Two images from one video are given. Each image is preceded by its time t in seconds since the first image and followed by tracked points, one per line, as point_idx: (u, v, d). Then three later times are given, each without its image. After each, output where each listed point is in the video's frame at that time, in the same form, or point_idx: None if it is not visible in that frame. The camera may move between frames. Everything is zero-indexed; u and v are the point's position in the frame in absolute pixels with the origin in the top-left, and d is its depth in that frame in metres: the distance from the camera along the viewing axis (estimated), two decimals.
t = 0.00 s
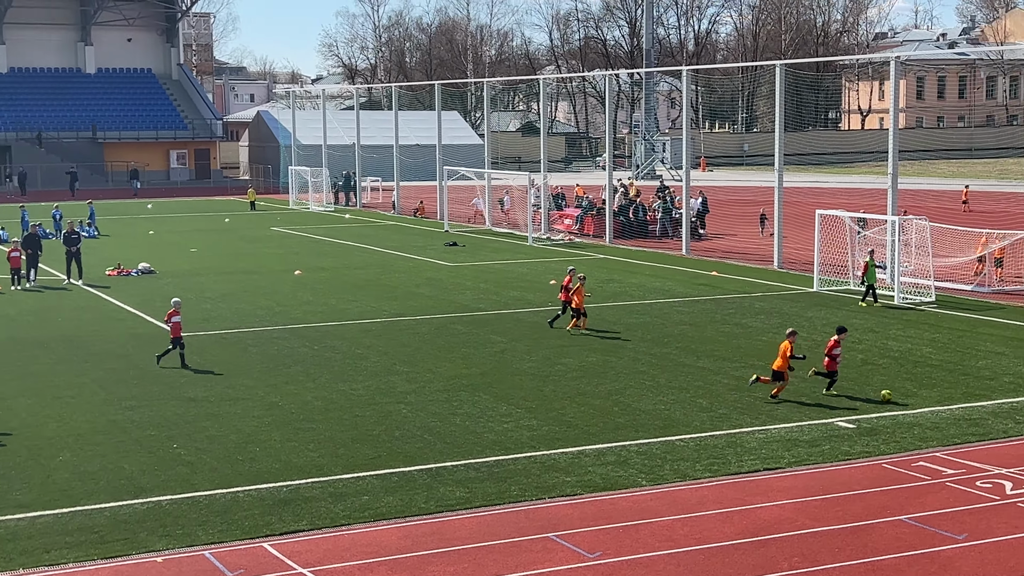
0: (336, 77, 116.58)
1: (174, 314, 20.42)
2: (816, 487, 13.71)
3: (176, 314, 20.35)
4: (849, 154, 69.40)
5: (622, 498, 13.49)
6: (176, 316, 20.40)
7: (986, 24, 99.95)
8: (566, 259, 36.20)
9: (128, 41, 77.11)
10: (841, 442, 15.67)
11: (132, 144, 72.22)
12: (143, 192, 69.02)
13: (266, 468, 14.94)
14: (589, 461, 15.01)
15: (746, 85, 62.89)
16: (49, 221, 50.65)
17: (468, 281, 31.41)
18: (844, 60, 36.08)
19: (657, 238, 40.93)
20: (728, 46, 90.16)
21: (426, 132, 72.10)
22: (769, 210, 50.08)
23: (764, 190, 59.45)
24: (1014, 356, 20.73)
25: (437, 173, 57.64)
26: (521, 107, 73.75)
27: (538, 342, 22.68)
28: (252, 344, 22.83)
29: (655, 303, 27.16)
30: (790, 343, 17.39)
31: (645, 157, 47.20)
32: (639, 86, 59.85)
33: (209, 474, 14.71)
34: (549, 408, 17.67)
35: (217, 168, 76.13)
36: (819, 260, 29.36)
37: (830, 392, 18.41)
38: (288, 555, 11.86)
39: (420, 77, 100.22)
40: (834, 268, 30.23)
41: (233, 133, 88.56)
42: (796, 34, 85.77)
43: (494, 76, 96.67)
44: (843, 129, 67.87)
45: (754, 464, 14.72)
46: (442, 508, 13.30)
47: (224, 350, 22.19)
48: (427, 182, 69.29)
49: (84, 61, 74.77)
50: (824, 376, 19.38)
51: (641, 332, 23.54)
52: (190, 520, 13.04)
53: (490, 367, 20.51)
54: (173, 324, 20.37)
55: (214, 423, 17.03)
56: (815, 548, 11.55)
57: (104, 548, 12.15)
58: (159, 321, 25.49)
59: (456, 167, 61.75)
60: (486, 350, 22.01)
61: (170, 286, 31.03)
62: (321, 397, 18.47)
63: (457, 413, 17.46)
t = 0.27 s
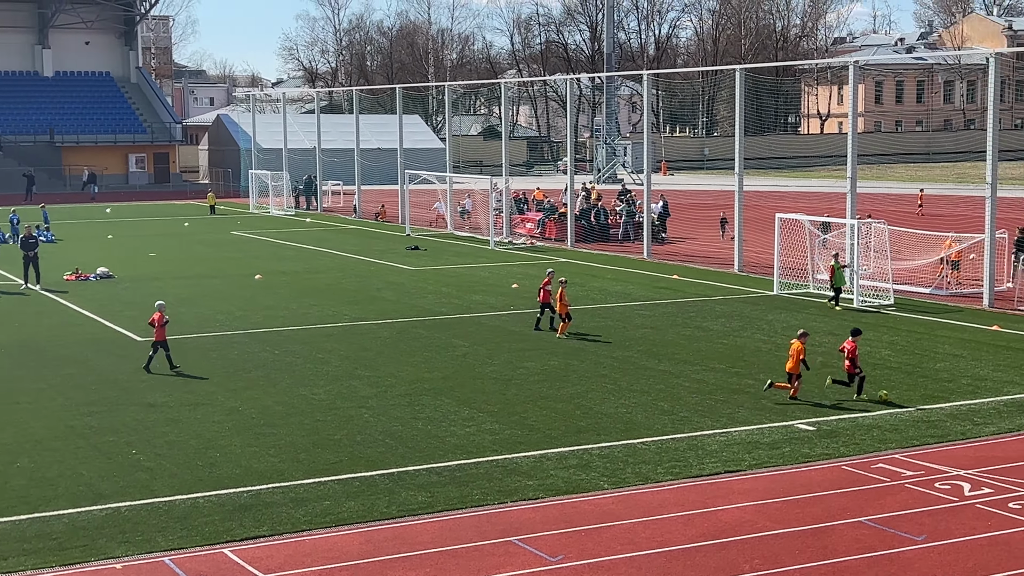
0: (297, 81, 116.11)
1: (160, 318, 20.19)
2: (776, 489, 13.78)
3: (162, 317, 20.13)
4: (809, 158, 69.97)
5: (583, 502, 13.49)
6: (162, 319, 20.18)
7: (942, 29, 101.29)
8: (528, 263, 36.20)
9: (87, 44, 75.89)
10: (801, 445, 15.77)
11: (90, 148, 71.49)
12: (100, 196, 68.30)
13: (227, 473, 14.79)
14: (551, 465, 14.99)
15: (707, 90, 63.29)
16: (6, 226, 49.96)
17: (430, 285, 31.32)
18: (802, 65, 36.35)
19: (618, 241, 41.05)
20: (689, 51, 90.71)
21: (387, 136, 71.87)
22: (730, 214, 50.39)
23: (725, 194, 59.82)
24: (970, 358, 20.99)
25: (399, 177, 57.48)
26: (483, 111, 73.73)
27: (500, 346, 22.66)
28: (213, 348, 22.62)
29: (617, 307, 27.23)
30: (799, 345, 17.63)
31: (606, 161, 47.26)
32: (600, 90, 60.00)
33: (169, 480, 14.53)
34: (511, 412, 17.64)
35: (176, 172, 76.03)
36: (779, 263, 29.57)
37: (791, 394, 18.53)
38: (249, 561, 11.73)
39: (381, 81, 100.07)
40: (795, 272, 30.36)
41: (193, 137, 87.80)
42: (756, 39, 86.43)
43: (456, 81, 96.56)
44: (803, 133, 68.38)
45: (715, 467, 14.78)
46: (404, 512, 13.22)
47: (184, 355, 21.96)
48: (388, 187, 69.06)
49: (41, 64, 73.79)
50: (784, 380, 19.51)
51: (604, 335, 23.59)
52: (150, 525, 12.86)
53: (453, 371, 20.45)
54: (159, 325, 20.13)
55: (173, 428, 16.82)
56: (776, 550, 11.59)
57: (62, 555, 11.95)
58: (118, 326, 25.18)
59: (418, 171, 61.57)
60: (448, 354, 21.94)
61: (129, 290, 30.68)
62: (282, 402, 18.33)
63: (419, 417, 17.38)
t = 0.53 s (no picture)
0: (264, 83, 115.51)
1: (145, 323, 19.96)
2: (744, 490, 13.82)
3: (148, 322, 19.91)
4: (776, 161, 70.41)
5: (552, 504, 13.47)
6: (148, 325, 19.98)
7: (906, 33, 102.38)
8: (496, 265, 36.16)
9: (52, 45, 75.21)
10: (769, 446, 15.83)
11: (55, 150, 70.80)
12: (65, 199, 67.63)
13: (193, 477, 14.65)
14: (520, 468, 14.96)
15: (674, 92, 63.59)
16: None
17: (398, 287, 31.21)
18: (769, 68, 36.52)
19: (587, 243, 41.10)
20: (656, 53, 91.11)
21: (355, 139, 71.63)
22: (697, 216, 50.64)
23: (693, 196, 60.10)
24: (935, 359, 21.18)
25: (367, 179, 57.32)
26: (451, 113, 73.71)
27: (469, 348, 22.60)
28: (179, 352, 22.40)
29: (586, 309, 27.24)
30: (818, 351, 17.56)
31: (574, 164, 47.34)
32: (568, 92, 60.12)
33: (134, 485, 14.36)
34: (479, 414, 17.59)
35: (143, 174, 75.25)
36: (747, 265, 29.72)
37: (758, 396, 18.60)
38: (216, 566, 11.62)
39: (349, 83, 99.83)
40: (762, 274, 30.58)
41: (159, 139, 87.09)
42: (723, 41, 86.93)
43: (424, 83, 96.43)
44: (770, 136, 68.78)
45: (683, 469, 14.80)
46: (372, 516, 13.15)
47: (151, 359, 21.74)
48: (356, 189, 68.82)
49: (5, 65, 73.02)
50: (752, 381, 19.60)
51: (572, 337, 23.59)
52: (115, 531, 12.71)
53: (421, 374, 20.37)
54: (145, 332, 19.93)
55: (139, 433, 16.65)
56: (744, 551, 11.63)
57: (26, 561, 11.79)
58: (83, 330, 24.90)
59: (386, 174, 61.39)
60: (416, 356, 21.86)
61: (94, 294, 30.35)
62: (249, 406, 18.18)
63: (388, 420, 17.31)
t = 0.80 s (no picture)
0: (238, 84, 114.97)
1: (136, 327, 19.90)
2: (719, 490, 13.88)
3: (140, 326, 19.85)
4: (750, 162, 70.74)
5: (528, 505, 13.48)
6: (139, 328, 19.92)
7: (879, 34, 103.02)
8: (472, 267, 36.15)
9: (25, 46, 74.60)
10: (744, 446, 15.91)
11: (27, 151, 70.21)
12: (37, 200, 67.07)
13: (169, 479, 14.57)
14: (496, 469, 14.96)
15: (649, 93, 63.71)
16: None
17: (374, 289, 31.15)
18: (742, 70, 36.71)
19: (563, 245, 41.18)
20: (631, 55, 91.29)
21: (330, 140, 71.43)
22: (673, 217, 50.79)
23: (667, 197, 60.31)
24: (909, 358, 21.35)
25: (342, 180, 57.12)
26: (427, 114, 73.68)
27: (445, 349, 22.58)
28: (153, 354, 22.26)
29: (562, 310, 27.27)
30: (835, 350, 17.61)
31: (549, 165, 47.41)
32: (543, 93, 60.20)
33: (108, 487, 14.26)
34: (455, 415, 17.59)
35: (117, 176, 74.63)
36: (722, 266, 29.85)
37: (733, 396, 18.70)
38: (192, 569, 11.56)
39: (324, 84, 99.59)
40: (736, 275, 30.76)
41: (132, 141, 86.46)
42: (698, 43, 87.29)
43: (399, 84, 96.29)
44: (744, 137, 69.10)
45: (659, 469, 14.85)
46: (349, 517, 13.12)
47: (125, 361, 21.59)
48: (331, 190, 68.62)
49: None
50: (727, 382, 19.69)
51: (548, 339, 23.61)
52: (90, 534, 12.62)
53: (397, 375, 20.33)
54: (136, 336, 19.87)
55: (113, 435, 16.53)
56: (719, 551, 11.68)
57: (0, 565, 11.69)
58: (57, 332, 24.69)
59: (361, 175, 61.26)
60: (392, 358, 21.83)
61: (68, 296, 30.11)
62: (225, 408, 18.10)
63: (364, 422, 17.27)
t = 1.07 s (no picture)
0: (220, 85, 114.51)
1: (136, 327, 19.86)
2: (702, 490, 13.90)
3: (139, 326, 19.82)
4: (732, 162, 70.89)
5: (512, 506, 13.47)
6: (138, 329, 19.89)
7: (860, 35, 103.41)
8: (454, 267, 36.09)
9: (5, 47, 74.25)
10: (727, 446, 15.95)
11: (7, 152, 69.75)
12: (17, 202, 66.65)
13: (151, 482, 14.47)
14: (479, 469, 14.94)
15: (632, 94, 63.77)
16: None
17: (357, 290, 31.06)
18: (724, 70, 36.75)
19: (546, 245, 41.18)
20: (614, 56, 91.37)
21: (312, 140, 71.21)
22: (655, 218, 50.87)
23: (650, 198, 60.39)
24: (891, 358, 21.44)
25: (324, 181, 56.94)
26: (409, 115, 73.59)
27: (428, 350, 22.55)
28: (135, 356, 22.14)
29: (545, 310, 27.26)
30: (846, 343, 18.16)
31: (532, 165, 47.41)
32: (526, 94, 60.18)
33: (91, 489, 14.17)
34: (438, 416, 17.56)
35: (98, 177, 74.16)
36: (704, 266, 29.91)
37: (716, 396, 18.73)
38: (174, 571, 11.51)
39: (306, 84, 99.37)
40: (718, 275, 30.82)
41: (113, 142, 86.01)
42: (680, 44, 87.49)
43: (381, 85, 96.19)
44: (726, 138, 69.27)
45: (642, 469, 14.87)
46: (332, 519, 13.07)
47: (107, 363, 21.46)
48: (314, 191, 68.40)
49: None
50: (710, 381, 19.72)
51: (530, 340, 23.58)
52: (72, 535, 12.53)
53: (381, 376, 20.29)
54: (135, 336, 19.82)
55: (95, 437, 16.42)
56: (702, 552, 11.69)
57: None
58: (37, 334, 24.52)
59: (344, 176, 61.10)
60: (375, 359, 21.77)
61: (49, 297, 29.91)
62: (207, 410, 18.01)
63: (347, 423, 17.21)
